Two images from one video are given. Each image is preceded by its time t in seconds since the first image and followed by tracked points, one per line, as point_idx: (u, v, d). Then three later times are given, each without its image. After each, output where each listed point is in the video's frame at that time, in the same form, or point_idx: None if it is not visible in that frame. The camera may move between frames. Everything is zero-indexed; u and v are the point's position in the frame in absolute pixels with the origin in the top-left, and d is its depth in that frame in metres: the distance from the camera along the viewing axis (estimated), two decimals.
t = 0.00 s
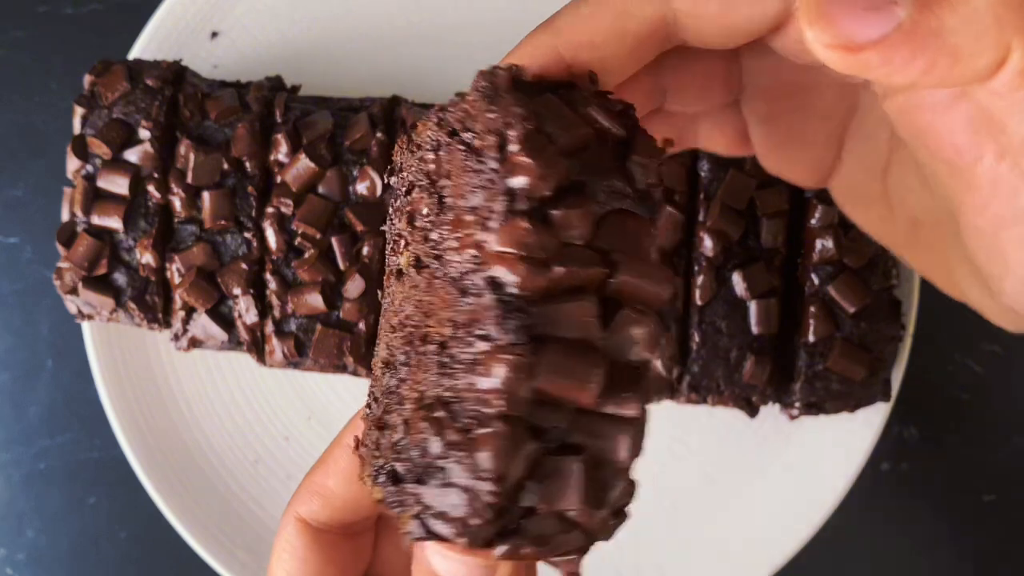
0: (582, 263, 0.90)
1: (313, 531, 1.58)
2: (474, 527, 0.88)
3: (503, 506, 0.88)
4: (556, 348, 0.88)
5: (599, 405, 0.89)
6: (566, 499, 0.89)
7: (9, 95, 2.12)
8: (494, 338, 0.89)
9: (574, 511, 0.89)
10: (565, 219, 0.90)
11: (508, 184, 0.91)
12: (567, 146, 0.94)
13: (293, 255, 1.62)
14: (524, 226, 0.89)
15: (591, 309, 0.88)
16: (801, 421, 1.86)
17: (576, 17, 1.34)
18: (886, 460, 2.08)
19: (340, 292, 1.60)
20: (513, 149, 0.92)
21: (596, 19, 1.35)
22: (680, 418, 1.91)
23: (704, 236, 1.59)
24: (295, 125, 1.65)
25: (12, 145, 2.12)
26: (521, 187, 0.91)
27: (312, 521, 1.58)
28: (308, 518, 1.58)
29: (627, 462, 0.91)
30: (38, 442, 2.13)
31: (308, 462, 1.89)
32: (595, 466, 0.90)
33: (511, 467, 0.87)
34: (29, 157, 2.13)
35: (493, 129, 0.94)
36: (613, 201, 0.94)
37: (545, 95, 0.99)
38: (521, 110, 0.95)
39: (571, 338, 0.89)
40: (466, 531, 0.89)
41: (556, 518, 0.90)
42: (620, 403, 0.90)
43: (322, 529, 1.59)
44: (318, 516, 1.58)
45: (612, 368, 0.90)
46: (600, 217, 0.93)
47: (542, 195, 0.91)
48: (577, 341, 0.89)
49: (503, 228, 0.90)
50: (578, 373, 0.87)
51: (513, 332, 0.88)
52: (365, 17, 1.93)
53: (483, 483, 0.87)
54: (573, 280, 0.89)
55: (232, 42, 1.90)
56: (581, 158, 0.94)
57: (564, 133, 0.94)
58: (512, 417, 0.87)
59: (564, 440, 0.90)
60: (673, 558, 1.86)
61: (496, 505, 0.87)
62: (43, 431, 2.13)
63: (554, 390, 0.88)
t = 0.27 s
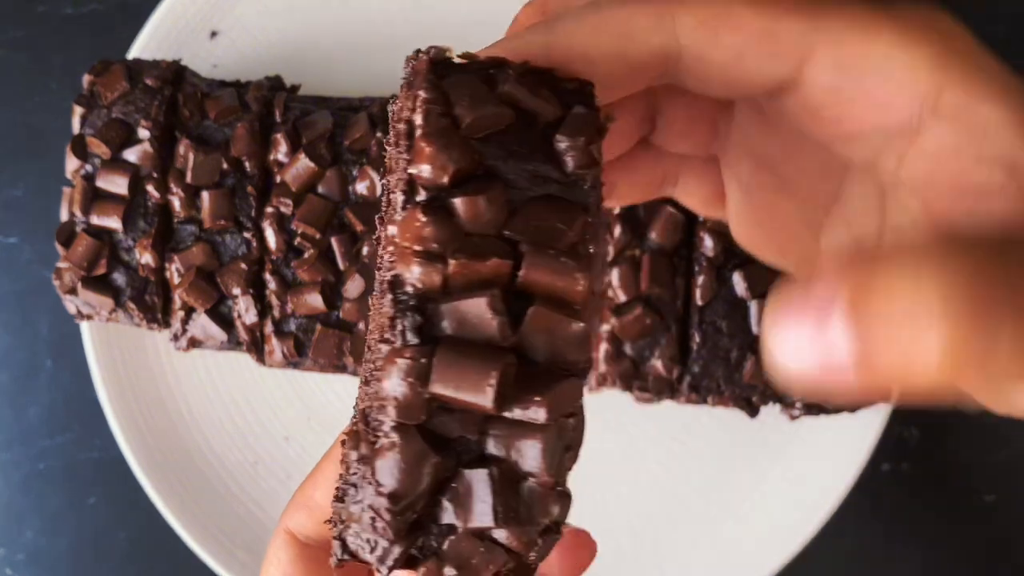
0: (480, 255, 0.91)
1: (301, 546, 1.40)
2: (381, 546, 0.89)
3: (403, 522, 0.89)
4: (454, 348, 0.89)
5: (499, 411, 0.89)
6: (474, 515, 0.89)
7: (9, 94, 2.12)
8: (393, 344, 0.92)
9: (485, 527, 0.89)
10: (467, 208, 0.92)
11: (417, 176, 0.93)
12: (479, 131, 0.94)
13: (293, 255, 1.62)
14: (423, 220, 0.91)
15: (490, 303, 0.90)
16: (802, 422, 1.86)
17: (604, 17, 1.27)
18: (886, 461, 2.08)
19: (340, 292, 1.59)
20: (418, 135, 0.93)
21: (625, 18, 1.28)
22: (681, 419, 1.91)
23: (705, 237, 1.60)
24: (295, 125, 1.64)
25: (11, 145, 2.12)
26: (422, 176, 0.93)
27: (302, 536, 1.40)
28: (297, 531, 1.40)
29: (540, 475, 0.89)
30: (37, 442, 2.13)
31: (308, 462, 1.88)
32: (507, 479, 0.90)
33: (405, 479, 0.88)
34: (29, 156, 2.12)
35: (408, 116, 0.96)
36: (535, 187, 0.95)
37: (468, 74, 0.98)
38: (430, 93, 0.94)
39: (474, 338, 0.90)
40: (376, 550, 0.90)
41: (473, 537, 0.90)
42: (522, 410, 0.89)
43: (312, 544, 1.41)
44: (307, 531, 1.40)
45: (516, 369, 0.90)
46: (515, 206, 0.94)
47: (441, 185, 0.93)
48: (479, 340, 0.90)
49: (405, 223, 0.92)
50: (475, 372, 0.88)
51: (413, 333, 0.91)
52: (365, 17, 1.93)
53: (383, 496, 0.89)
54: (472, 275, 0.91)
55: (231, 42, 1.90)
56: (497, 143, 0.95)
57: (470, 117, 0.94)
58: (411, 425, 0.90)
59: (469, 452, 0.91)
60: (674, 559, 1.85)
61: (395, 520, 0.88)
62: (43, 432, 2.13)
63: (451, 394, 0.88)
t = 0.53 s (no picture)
0: (508, 248, 0.94)
1: (314, 556, 1.45)
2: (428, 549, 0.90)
3: (450, 521, 0.90)
4: (488, 340, 0.92)
5: (539, 402, 0.92)
6: (521, 507, 0.90)
7: (9, 94, 2.12)
8: (427, 346, 0.94)
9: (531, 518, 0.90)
10: (489, 203, 0.95)
11: (440, 180, 0.98)
12: (496, 133, 0.99)
13: (293, 255, 1.62)
14: (446, 219, 0.95)
15: (520, 292, 0.92)
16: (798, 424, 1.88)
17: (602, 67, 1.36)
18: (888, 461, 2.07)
19: (340, 292, 1.59)
20: (437, 138, 0.98)
21: (623, 72, 1.37)
22: (681, 418, 1.90)
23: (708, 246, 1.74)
24: (295, 125, 1.64)
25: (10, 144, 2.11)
26: (444, 175, 0.97)
27: (314, 545, 1.46)
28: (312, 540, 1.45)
29: (586, 459, 0.92)
30: (37, 442, 2.13)
31: (308, 463, 1.88)
32: (551, 468, 0.92)
33: (448, 476, 0.89)
34: (28, 156, 2.12)
35: (426, 126, 1.01)
36: (553, 183, 0.99)
37: (479, 79, 1.03)
38: (446, 100, 1.00)
39: (506, 330, 0.93)
40: (422, 553, 0.91)
41: (520, 530, 0.91)
42: (562, 399, 0.92)
43: (326, 554, 1.46)
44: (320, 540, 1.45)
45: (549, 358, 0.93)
46: (535, 201, 0.98)
47: (463, 184, 0.97)
48: (514, 330, 0.93)
49: (429, 226, 0.96)
50: (507, 361, 0.90)
51: (446, 329, 0.94)
52: (365, 16, 1.92)
53: (428, 497, 0.90)
54: (499, 267, 0.94)
55: (230, 41, 1.90)
56: (513, 144, 1.00)
57: (486, 119, 0.99)
58: (450, 421, 0.91)
59: (510, 444, 0.93)
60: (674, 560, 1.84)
61: (441, 518, 0.89)
62: (43, 431, 2.12)
63: (487, 384, 0.90)
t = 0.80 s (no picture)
0: (490, 232, 0.95)
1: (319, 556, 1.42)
2: (405, 527, 0.90)
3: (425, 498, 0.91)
4: (468, 321, 0.93)
5: (515, 383, 0.93)
6: (494, 485, 0.91)
7: (9, 94, 2.12)
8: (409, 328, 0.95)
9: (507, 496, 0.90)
10: (475, 190, 0.96)
11: (431, 168, 0.98)
12: (486, 122, 1.00)
13: (293, 255, 1.62)
14: (433, 203, 0.96)
15: (500, 276, 0.93)
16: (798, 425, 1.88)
17: (599, 61, 1.36)
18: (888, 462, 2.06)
19: (340, 292, 1.59)
20: (427, 127, 0.99)
21: (621, 68, 1.36)
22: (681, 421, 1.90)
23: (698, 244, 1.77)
24: (295, 125, 1.64)
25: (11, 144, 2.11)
26: (432, 162, 0.98)
27: (319, 544, 1.42)
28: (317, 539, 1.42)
29: (561, 442, 0.92)
30: (36, 442, 2.13)
31: (308, 464, 1.88)
32: (527, 450, 0.92)
33: (427, 452, 0.90)
34: (28, 157, 2.12)
35: (416, 116, 1.01)
36: (541, 172, 1.00)
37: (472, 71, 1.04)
38: (438, 90, 1.01)
39: (486, 312, 0.94)
40: (399, 531, 0.91)
41: (496, 510, 0.92)
42: (537, 380, 0.93)
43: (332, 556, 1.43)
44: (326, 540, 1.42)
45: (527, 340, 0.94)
46: (522, 189, 0.99)
47: (450, 171, 0.98)
48: (491, 312, 0.94)
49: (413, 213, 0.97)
50: (487, 343, 0.91)
51: (427, 311, 0.95)
52: (364, 17, 1.92)
53: (406, 473, 0.90)
54: (481, 252, 0.95)
55: (230, 41, 1.90)
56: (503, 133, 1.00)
57: (476, 109, 1.00)
58: (428, 401, 0.92)
59: (488, 425, 0.94)
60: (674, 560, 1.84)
61: (417, 495, 0.90)
62: (42, 432, 2.12)
63: (465, 365, 0.92)
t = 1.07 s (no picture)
0: (409, 225, 0.96)
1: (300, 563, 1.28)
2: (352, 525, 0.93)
3: (364, 495, 0.93)
4: (390, 314, 0.94)
5: (440, 374, 0.94)
6: (429, 478, 0.93)
7: (10, 94, 2.12)
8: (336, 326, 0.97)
9: (445, 489, 0.92)
10: (395, 184, 0.98)
11: (353, 165, 1.00)
12: (405, 115, 1.01)
13: (293, 255, 1.62)
14: (354, 201, 0.98)
15: (421, 267, 0.94)
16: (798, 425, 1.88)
17: (560, 60, 1.30)
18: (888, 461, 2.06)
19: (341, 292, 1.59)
20: (348, 126, 1.00)
21: (588, 73, 1.30)
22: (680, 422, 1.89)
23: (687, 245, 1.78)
24: (295, 125, 1.64)
25: (11, 145, 2.12)
26: (353, 160, 0.99)
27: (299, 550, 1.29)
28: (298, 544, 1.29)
29: (492, 430, 0.93)
30: (36, 442, 2.13)
31: (308, 464, 1.88)
32: (461, 441, 0.94)
33: (362, 451, 0.93)
34: (29, 157, 2.12)
35: (341, 114, 1.03)
36: (463, 160, 1.01)
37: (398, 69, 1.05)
38: (359, 89, 1.02)
39: (412, 305, 0.95)
40: (344, 532, 0.94)
41: (436, 504, 0.93)
42: (463, 369, 0.94)
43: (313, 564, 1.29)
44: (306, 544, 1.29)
45: (453, 329, 0.95)
46: (444, 178, 1.00)
47: (371, 167, 0.99)
48: (414, 305, 0.95)
49: (339, 211, 0.99)
50: (408, 335, 0.92)
51: (352, 308, 0.96)
52: (364, 18, 1.92)
53: (344, 472, 0.93)
54: (403, 245, 0.96)
55: (230, 41, 1.90)
56: (422, 125, 1.01)
57: (394, 104, 1.01)
58: (359, 400, 0.94)
59: (420, 420, 0.96)
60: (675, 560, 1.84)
61: (357, 495, 0.93)
62: (42, 432, 2.12)
63: (391, 358, 0.93)
